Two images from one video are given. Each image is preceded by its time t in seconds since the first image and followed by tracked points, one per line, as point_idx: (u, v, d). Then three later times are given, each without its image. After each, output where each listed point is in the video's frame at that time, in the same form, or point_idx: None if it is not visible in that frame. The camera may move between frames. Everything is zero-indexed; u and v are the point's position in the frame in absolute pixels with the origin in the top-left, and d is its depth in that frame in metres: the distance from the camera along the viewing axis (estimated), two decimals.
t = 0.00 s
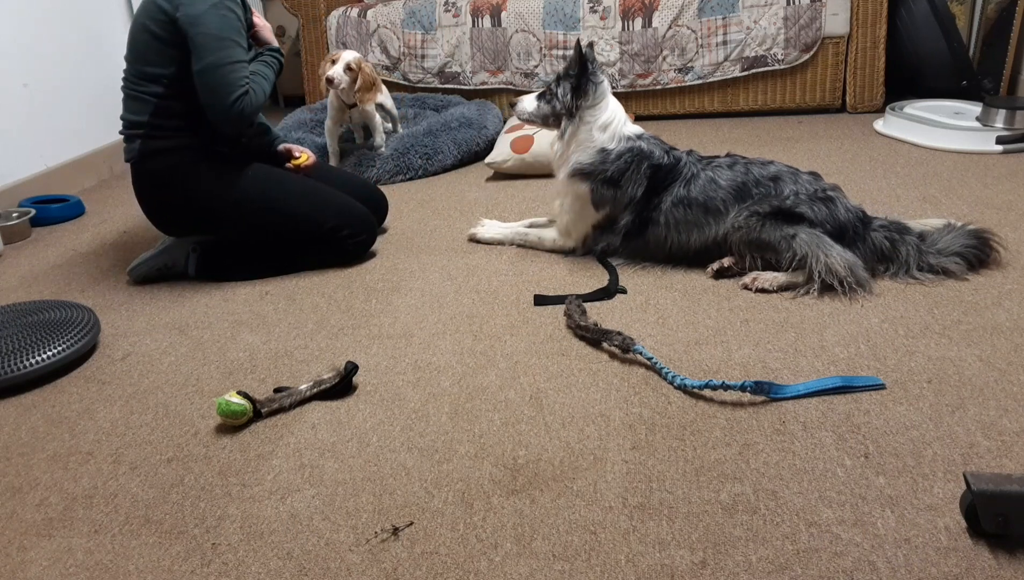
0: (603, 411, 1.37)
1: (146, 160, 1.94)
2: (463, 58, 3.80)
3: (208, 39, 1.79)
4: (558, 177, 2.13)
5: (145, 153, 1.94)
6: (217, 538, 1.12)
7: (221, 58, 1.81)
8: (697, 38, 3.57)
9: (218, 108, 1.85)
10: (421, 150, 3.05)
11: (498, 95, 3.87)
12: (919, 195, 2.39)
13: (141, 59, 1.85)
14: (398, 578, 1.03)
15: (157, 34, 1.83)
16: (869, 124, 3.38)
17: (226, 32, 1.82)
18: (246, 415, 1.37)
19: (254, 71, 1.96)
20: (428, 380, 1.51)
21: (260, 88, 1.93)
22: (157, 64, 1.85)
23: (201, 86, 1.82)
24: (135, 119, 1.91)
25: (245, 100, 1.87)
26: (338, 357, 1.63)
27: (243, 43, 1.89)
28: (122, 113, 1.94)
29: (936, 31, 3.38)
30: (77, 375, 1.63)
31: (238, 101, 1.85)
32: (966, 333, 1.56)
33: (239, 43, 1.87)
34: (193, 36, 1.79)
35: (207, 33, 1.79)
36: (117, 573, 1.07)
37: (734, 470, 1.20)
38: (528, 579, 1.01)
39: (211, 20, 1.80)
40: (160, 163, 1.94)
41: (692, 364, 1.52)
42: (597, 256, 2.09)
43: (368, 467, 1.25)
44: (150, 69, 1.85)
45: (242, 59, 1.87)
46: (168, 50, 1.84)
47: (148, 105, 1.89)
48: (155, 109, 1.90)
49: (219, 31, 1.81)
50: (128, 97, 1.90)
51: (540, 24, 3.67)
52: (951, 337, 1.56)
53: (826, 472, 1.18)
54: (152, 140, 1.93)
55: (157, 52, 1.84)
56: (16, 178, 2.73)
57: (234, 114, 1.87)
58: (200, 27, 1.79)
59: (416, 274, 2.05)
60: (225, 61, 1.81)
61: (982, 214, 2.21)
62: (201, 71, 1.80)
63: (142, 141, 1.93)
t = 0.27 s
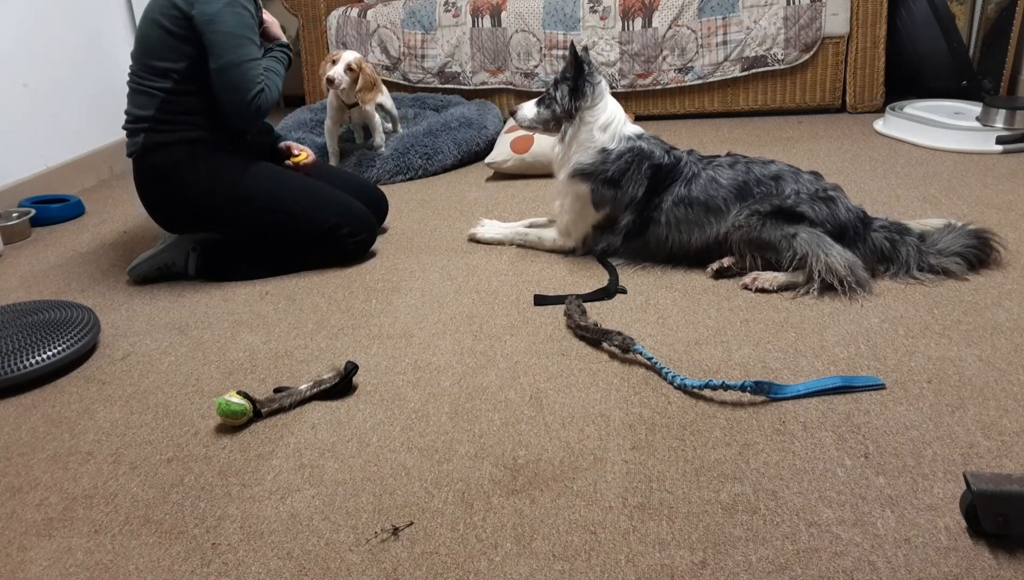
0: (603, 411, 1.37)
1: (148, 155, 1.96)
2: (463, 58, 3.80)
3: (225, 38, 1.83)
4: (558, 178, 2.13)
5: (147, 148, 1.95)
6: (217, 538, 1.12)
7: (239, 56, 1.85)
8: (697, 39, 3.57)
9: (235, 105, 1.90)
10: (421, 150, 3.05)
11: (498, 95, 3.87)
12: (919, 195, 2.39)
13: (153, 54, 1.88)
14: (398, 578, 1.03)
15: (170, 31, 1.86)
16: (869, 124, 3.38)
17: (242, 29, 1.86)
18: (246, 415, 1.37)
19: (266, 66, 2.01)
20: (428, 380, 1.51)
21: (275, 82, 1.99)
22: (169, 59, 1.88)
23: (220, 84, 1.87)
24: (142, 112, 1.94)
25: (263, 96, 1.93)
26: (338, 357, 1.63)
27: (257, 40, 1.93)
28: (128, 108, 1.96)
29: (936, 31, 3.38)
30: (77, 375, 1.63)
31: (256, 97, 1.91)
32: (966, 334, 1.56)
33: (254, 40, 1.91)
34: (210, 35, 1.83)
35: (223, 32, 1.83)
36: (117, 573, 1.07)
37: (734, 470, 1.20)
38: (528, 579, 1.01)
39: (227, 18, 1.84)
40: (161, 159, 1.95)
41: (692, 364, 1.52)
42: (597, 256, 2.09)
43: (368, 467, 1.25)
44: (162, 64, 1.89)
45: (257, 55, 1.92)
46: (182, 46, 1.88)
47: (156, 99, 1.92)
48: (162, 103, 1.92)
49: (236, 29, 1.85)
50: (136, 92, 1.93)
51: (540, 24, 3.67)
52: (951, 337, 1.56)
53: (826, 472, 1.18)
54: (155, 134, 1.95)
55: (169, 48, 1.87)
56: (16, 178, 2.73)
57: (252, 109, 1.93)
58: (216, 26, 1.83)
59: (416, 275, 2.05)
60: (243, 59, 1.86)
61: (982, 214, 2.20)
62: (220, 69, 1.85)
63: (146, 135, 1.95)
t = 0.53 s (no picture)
0: (603, 411, 1.37)
1: (148, 152, 1.96)
2: (463, 58, 3.80)
3: (229, 38, 1.84)
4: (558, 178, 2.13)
5: (148, 146, 1.96)
6: (217, 538, 1.12)
7: (244, 56, 1.86)
8: (697, 39, 3.57)
9: (240, 104, 1.91)
10: (421, 150, 3.05)
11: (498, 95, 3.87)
12: (919, 195, 2.39)
13: (155, 53, 1.88)
14: (398, 578, 1.03)
15: (173, 30, 1.86)
16: (869, 124, 3.38)
17: (246, 29, 1.87)
18: (246, 415, 1.37)
19: (268, 66, 2.02)
20: (428, 380, 1.51)
21: (279, 82, 2.00)
22: (171, 58, 1.89)
23: (225, 84, 1.87)
24: (142, 110, 1.94)
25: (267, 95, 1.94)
26: (338, 357, 1.63)
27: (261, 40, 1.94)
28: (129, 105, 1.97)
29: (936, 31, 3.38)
30: (77, 375, 1.63)
31: (260, 97, 1.91)
32: (966, 334, 1.56)
33: (258, 41, 1.91)
34: (215, 36, 1.83)
35: (229, 32, 1.84)
36: (117, 573, 1.07)
37: (734, 470, 1.20)
38: (528, 579, 1.01)
39: (231, 19, 1.84)
40: (161, 157, 1.95)
41: (691, 364, 1.52)
42: (597, 256, 2.09)
43: (368, 467, 1.25)
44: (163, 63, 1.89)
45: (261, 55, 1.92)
46: (184, 45, 1.88)
47: (157, 97, 1.93)
48: (162, 101, 1.92)
49: (240, 29, 1.85)
50: (137, 89, 1.94)
51: (540, 24, 3.67)
52: (951, 337, 1.56)
53: (826, 472, 1.18)
54: (156, 131, 1.95)
55: (170, 46, 1.87)
56: (16, 178, 2.73)
57: (256, 109, 1.93)
58: (220, 26, 1.83)
59: (416, 275, 2.05)
60: (248, 59, 1.86)
61: (982, 214, 2.21)
62: (226, 69, 1.85)
63: (146, 133, 1.95)
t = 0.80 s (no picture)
0: (603, 411, 1.37)
1: (148, 152, 1.96)
2: (463, 58, 3.80)
3: (228, 38, 1.84)
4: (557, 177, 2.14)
5: (148, 145, 1.96)
6: (217, 538, 1.12)
7: (243, 56, 1.86)
8: (697, 39, 3.57)
9: (240, 104, 1.91)
10: (421, 150, 3.05)
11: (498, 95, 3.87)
12: (919, 195, 2.39)
13: (155, 52, 1.88)
14: (398, 578, 1.03)
15: (173, 29, 1.86)
16: (869, 124, 3.38)
17: (245, 29, 1.87)
18: (246, 415, 1.37)
19: (267, 66, 2.02)
20: (428, 380, 1.51)
21: (278, 82, 2.00)
22: (170, 58, 1.89)
23: (224, 84, 1.87)
24: (142, 110, 1.94)
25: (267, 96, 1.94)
26: (338, 357, 1.63)
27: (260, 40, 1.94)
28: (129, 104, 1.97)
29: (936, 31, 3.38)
30: (77, 375, 1.63)
31: (259, 97, 1.92)
32: (966, 334, 1.56)
33: (257, 41, 1.91)
34: (213, 36, 1.83)
35: (228, 32, 1.84)
36: (117, 573, 1.07)
37: (734, 470, 1.20)
38: (528, 579, 1.01)
39: (230, 19, 1.84)
40: (160, 157, 1.95)
41: (692, 364, 1.52)
42: (597, 256, 2.09)
43: (368, 467, 1.26)
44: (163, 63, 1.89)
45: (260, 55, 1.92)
46: (183, 44, 1.88)
47: (156, 97, 1.93)
48: (162, 101, 1.93)
49: (239, 29, 1.85)
50: (137, 89, 1.94)
51: (540, 24, 3.67)
52: (951, 337, 1.56)
53: (826, 472, 1.18)
54: (156, 131, 1.95)
55: (170, 46, 1.87)
56: (16, 178, 2.73)
57: (256, 109, 1.93)
58: (219, 26, 1.83)
59: (416, 275, 2.05)
60: (247, 59, 1.86)
61: (982, 214, 2.21)
62: (225, 69, 1.85)
63: (146, 132, 1.95)
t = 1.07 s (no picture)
0: (603, 411, 1.37)
1: (147, 152, 1.96)
2: (463, 58, 3.80)
3: (227, 39, 1.84)
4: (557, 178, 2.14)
5: (147, 145, 1.96)
6: (217, 538, 1.12)
7: (242, 57, 1.86)
8: (697, 39, 3.57)
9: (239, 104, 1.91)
10: (421, 150, 3.05)
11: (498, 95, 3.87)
12: (919, 194, 2.39)
13: (154, 52, 1.88)
14: (398, 578, 1.02)
15: (172, 30, 1.86)
16: (869, 124, 3.38)
17: (244, 30, 1.87)
18: (246, 415, 1.37)
19: (267, 66, 2.02)
20: (428, 380, 1.51)
21: (278, 82, 1.99)
22: (170, 58, 1.89)
23: (223, 84, 1.87)
24: (142, 110, 1.94)
25: (266, 96, 1.94)
26: (338, 357, 1.63)
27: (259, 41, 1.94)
28: (129, 105, 1.97)
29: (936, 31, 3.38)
30: (77, 375, 1.63)
31: (259, 97, 1.91)
32: (966, 334, 1.56)
33: (257, 41, 1.91)
34: (212, 36, 1.83)
35: (226, 32, 1.84)
36: (117, 573, 1.07)
37: (734, 470, 1.20)
38: (528, 579, 1.01)
39: (229, 20, 1.84)
40: (160, 158, 1.95)
41: (692, 364, 1.52)
42: (597, 256, 2.09)
43: (368, 467, 1.25)
44: (163, 62, 1.89)
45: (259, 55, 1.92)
46: (183, 45, 1.88)
47: (156, 97, 1.93)
48: (162, 101, 1.93)
49: (238, 30, 1.85)
50: (137, 90, 1.94)
51: (540, 24, 3.67)
52: (951, 337, 1.56)
53: (826, 472, 1.18)
54: (156, 131, 1.95)
55: (170, 46, 1.87)
56: (15, 178, 2.73)
57: (257, 109, 1.93)
58: (218, 27, 1.83)
59: (416, 275, 2.05)
60: (246, 59, 1.87)
61: (982, 214, 2.21)
62: (224, 70, 1.85)
63: (146, 133, 1.95)
